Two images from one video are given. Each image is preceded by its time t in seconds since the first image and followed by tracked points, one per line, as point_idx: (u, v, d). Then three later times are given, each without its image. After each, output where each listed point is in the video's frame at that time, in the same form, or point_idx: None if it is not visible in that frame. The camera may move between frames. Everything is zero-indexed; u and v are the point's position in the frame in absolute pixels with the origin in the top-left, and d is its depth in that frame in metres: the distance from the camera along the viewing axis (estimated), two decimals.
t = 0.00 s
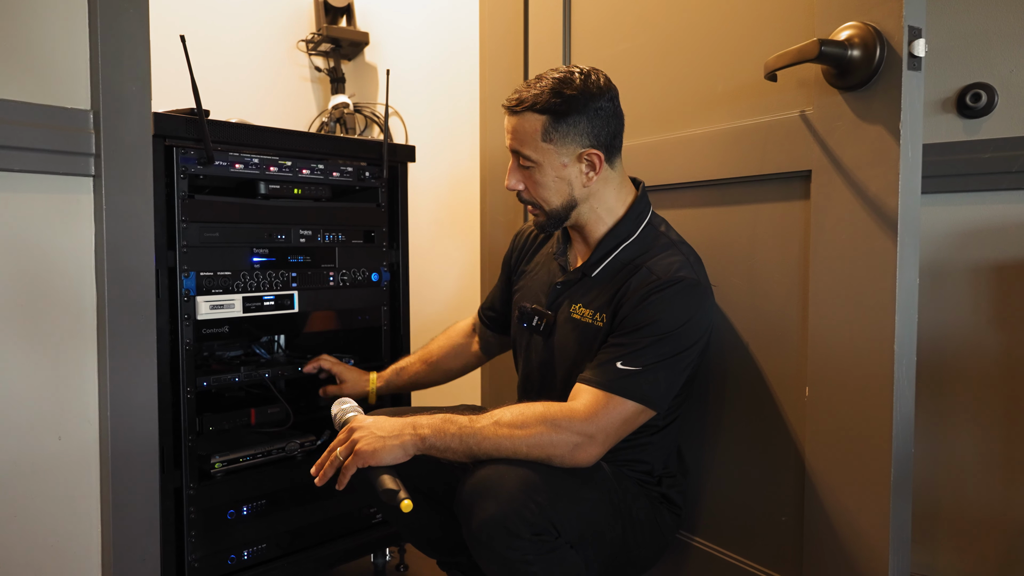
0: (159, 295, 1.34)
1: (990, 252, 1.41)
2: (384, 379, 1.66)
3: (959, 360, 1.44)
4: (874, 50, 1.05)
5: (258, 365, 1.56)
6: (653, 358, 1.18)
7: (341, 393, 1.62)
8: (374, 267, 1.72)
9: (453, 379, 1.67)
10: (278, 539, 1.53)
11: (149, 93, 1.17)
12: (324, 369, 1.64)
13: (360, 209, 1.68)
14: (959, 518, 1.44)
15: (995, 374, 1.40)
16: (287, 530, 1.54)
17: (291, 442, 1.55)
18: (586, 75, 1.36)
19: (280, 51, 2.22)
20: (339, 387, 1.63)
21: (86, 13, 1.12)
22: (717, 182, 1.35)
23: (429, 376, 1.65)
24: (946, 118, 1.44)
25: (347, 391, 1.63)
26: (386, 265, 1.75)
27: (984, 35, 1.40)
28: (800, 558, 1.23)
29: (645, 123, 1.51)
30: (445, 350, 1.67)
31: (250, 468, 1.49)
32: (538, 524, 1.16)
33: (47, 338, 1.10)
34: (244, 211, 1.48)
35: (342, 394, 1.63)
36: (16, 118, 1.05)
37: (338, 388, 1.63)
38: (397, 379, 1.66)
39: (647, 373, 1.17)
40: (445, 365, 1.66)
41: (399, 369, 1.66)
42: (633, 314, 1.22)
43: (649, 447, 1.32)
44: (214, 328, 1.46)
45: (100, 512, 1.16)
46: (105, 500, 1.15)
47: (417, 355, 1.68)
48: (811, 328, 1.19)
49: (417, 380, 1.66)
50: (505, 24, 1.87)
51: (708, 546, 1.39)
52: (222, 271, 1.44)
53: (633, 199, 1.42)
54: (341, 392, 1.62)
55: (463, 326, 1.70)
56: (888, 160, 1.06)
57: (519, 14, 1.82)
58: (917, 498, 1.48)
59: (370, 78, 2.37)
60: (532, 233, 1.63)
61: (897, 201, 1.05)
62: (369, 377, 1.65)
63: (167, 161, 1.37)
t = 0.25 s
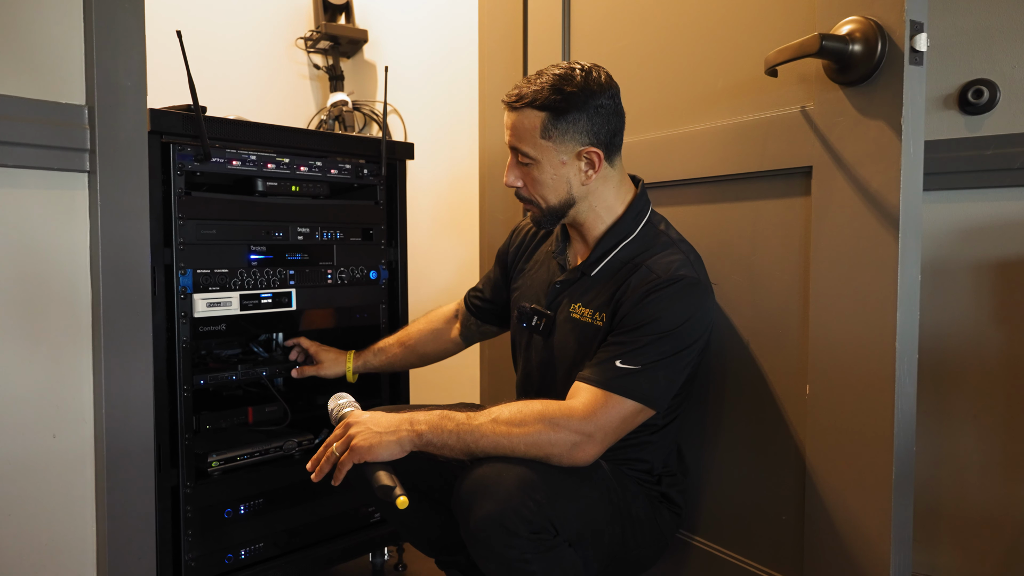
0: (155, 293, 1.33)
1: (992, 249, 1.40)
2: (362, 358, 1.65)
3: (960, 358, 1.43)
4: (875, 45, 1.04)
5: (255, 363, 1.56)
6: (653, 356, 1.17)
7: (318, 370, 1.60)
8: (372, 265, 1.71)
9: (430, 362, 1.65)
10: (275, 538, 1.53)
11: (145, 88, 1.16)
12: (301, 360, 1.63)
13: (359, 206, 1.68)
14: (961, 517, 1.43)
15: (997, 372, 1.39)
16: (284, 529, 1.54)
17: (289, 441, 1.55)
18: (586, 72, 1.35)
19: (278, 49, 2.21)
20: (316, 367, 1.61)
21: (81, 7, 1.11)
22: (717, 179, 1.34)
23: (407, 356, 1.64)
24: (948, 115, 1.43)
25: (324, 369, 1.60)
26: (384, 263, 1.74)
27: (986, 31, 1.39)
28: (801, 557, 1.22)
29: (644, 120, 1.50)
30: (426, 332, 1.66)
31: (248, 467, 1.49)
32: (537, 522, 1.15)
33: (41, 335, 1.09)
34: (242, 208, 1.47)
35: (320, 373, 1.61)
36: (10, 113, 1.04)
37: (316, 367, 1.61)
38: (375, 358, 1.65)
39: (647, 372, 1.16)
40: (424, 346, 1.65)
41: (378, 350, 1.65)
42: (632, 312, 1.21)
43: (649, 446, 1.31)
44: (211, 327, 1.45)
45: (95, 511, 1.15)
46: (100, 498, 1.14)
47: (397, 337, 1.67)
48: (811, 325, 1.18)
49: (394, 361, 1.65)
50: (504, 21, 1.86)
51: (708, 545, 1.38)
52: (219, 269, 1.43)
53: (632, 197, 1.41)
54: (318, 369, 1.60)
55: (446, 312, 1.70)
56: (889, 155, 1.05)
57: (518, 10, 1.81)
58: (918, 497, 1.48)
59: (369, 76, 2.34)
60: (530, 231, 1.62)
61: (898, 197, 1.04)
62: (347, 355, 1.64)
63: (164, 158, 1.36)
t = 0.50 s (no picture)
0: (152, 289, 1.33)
1: (994, 244, 1.39)
2: (357, 346, 1.64)
3: (963, 354, 1.42)
4: (877, 37, 1.03)
5: (253, 360, 1.55)
6: (655, 352, 1.16)
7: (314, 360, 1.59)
8: (371, 261, 1.70)
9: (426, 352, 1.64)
10: (274, 535, 1.52)
11: (141, 81, 1.15)
12: (299, 356, 1.62)
13: (358, 203, 1.67)
14: (962, 514, 1.42)
15: (1000, 368, 1.38)
16: (283, 527, 1.53)
17: (287, 438, 1.54)
18: (588, 68, 1.34)
19: (276, 45, 2.20)
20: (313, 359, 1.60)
21: None
22: (717, 173, 1.33)
23: (404, 346, 1.63)
24: (950, 110, 1.42)
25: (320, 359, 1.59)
26: (383, 260, 1.73)
27: (988, 24, 1.38)
28: (803, 553, 1.21)
29: (645, 114, 1.49)
30: (423, 323, 1.65)
31: (245, 464, 1.47)
32: (540, 518, 1.14)
33: (37, 330, 1.08)
34: (240, 203, 1.47)
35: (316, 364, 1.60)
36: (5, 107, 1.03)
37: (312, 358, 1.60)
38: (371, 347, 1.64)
39: (648, 367, 1.15)
40: (421, 336, 1.64)
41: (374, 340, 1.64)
42: (633, 307, 1.20)
43: (650, 443, 1.30)
44: (208, 323, 1.45)
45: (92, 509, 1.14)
46: (96, 495, 1.13)
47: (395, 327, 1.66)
48: (813, 320, 1.17)
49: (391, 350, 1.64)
50: (503, 16, 1.85)
51: (709, 542, 1.37)
52: (216, 264, 1.43)
53: (632, 192, 1.40)
54: (314, 360, 1.59)
55: (444, 304, 1.68)
56: (892, 148, 1.04)
57: (517, 5, 1.80)
58: (920, 493, 1.47)
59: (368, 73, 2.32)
60: (528, 228, 1.61)
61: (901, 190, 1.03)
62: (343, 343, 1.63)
63: (161, 153, 1.35)
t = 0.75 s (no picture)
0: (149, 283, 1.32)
1: (996, 239, 1.38)
2: (354, 340, 1.63)
3: (965, 349, 1.41)
4: (879, 28, 1.02)
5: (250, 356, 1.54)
6: (654, 346, 1.16)
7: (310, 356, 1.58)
8: (370, 257, 1.70)
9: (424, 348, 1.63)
10: (272, 532, 1.51)
11: (137, 74, 1.14)
12: (295, 353, 1.61)
13: (357, 198, 1.66)
14: (964, 510, 1.41)
15: (1002, 363, 1.37)
16: (281, 523, 1.52)
17: (285, 435, 1.53)
18: (586, 62, 1.33)
19: (275, 41, 2.19)
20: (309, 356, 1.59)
21: None
22: (718, 167, 1.33)
23: (401, 341, 1.62)
24: (952, 104, 1.41)
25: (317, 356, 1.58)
26: (382, 256, 1.72)
27: (990, 17, 1.37)
28: (804, 549, 1.20)
29: (645, 108, 1.48)
30: (419, 318, 1.64)
31: (244, 460, 1.46)
32: (540, 513, 1.13)
33: (33, 324, 1.08)
34: (238, 198, 1.46)
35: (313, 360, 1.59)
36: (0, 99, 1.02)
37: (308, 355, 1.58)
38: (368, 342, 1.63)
39: (648, 362, 1.15)
40: (418, 331, 1.63)
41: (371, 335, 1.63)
42: (633, 302, 1.20)
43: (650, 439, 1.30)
44: (206, 318, 1.44)
45: (88, 505, 1.14)
46: (92, 490, 1.13)
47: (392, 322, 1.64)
48: (814, 314, 1.16)
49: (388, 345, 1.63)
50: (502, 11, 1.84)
51: (709, 539, 1.37)
52: (214, 259, 1.42)
53: (631, 187, 1.40)
54: (310, 356, 1.58)
55: (442, 299, 1.67)
56: (894, 140, 1.03)
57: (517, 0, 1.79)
58: (922, 489, 1.46)
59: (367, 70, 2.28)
60: (526, 223, 1.60)
61: (903, 183, 1.02)
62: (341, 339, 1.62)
63: (158, 148, 1.34)
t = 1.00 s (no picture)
0: (145, 278, 1.31)
1: (997, 234, 1.37)
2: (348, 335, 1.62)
3: (966, 345, 1.40)
4: (879, 21, 1.02)
5: (248, 352, 1.54)
6: (653, 344, 1.15)
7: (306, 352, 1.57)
8: (368, 254, 1.69)
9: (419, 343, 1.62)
10: (269, 529, 1.50)
11: (133, 67, 1.13)
12: (291, 349, 1.60)
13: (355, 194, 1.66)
14: (965, 507, 1.41)
15: (1003, 359, 1.37)
16: (278, 521, 1.51)
17: (283, 432, 1.52)
18: (584, 61, 1.32)
19: (274, 38, 2.19)
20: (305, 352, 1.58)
21: None
22: (717, 162, 1.32)
23: (396, 335, 1.62)
24: (953, 99, 1.40)
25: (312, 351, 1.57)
26: (380, 252, 1.72)
27: (992, 11, 1.36)
28: (803, 545, 1.19)
29: (644, 104, 1.47)
30: (416, 312, 1.63)
31: (241, 457, 1.45)
32: (540, 509, 1.12)
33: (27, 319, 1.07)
34: (235, 194, 1.45)
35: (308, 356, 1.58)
36: None
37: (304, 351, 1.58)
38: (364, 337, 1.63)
39: (648, 359, 1.14)
40: (414, 324, 1.62)
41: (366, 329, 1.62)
42: (632, 300, 1.19)
43: (650, 436, 1.29)
44: (203, 314, 1.41)
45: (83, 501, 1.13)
46: (87, 486, 1.12)
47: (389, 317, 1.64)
48: (814, 309, 1.16)
49: (384, 340, 1.62)
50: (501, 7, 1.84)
51: (709, 536, 1.36)
52: (211, 255, 1.41)
53: (628, 185, 1.39)
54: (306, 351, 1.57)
55: (438, 295, 1.66)
56: (894, 133, 1.03)
57: None
58: (922, 486, 1.45)
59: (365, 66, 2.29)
60: (521, 223, 1.59)
61: (903, 176, 1.02)
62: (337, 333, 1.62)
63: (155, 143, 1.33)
